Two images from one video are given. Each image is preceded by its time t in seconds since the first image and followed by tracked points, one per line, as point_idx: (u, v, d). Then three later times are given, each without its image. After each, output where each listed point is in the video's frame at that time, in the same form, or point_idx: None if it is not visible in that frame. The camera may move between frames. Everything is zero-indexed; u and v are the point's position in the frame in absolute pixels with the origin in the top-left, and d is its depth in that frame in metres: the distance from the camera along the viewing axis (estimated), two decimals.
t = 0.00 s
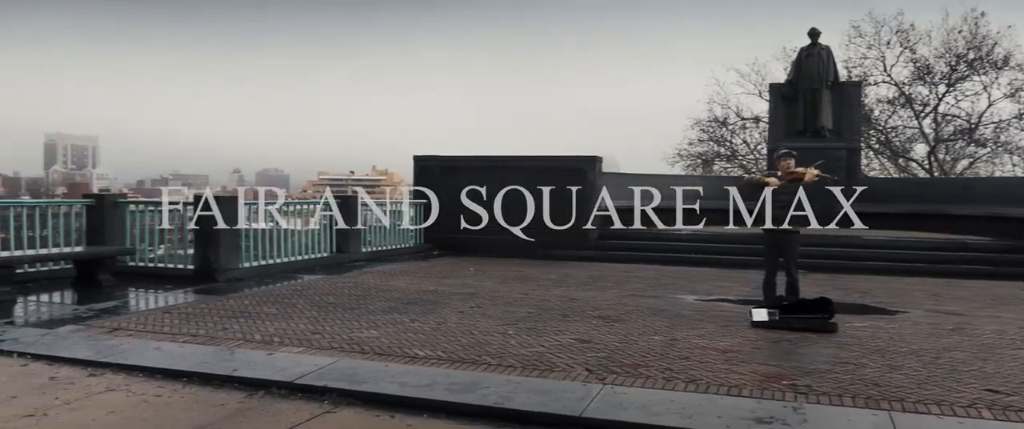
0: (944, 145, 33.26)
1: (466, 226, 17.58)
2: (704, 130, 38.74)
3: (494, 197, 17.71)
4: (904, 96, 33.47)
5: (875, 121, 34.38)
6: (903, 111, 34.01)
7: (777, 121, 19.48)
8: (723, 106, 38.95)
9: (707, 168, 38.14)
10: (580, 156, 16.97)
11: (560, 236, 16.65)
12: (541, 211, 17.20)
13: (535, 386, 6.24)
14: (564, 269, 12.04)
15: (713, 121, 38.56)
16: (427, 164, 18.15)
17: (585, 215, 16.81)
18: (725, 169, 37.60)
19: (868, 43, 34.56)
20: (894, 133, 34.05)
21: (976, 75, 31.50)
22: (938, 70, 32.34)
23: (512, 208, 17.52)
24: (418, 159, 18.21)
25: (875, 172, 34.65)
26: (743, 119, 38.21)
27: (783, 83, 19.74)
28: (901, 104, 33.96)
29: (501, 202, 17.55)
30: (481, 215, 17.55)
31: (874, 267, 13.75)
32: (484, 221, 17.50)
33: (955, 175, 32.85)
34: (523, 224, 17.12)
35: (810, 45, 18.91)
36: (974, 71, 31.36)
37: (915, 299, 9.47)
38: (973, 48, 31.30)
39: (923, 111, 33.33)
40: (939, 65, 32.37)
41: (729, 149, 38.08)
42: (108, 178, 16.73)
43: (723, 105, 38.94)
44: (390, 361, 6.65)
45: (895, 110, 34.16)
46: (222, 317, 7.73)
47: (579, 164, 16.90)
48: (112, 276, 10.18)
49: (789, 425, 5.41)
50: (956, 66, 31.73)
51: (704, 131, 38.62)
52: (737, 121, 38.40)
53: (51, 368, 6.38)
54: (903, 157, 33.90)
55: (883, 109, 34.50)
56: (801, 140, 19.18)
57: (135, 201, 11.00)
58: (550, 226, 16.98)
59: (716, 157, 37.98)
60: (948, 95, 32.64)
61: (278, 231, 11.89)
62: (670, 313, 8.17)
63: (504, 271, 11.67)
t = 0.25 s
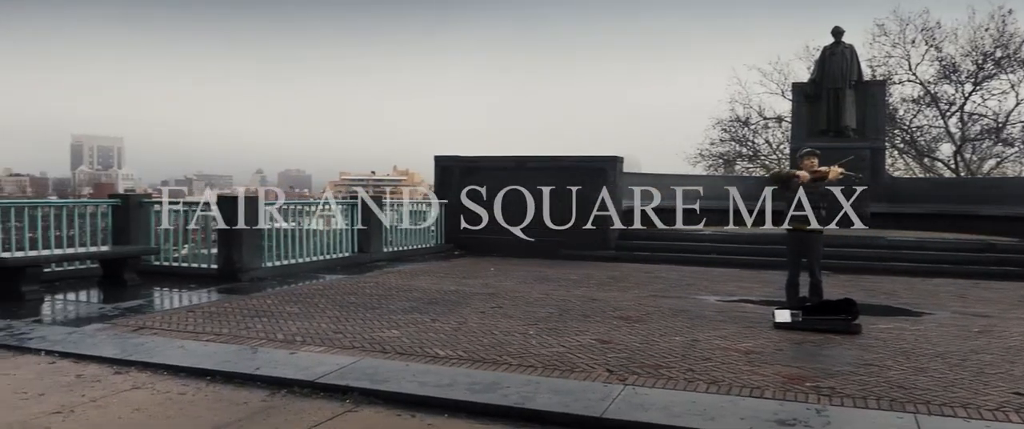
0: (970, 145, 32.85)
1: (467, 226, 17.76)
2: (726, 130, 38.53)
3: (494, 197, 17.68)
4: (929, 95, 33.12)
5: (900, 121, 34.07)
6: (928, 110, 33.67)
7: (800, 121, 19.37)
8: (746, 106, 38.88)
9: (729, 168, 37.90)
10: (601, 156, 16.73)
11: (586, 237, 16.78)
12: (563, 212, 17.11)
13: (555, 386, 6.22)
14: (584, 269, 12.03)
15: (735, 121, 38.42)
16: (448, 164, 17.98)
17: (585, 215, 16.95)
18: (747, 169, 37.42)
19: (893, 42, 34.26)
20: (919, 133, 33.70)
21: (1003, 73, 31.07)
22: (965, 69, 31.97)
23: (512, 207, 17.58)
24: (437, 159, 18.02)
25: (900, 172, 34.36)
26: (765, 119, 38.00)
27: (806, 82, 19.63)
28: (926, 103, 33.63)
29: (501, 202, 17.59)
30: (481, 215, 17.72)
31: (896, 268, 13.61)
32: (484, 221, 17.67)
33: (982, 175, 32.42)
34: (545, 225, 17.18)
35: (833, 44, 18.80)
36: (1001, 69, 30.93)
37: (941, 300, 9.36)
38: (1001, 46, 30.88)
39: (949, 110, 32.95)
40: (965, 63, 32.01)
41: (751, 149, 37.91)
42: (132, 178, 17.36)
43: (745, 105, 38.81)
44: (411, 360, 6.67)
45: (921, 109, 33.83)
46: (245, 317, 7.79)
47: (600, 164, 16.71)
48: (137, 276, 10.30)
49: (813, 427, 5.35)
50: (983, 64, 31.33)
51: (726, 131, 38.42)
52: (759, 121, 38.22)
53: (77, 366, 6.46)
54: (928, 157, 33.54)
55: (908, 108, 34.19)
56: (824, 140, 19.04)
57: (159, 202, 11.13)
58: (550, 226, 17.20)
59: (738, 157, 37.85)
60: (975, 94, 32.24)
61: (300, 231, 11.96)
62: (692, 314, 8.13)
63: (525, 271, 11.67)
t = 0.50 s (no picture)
0: (998, 144, 32.39)
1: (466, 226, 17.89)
2: (749, 129, 38.13)
3: (494, 197, 17.91)
4: (956, 94, 32.80)
5: (926, 120, 33.74)
6: (955, 109, 33.32)
7: (823, 121, 19.27)
8: (769, 106, 38.88)
9: (751, 168, 37.79)
10: (624, 156, 16.75)
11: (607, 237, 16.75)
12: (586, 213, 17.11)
13: (576, 387, 6.21)
14: (605, 270, 12.01)
15: (759, 120, 38.32)
16: (470, 164, 18.07)
17: (585, 215, 17.19)
18: (770, 169, 37.31)
19: (918, 40, 33.98)
20: (945, 132, 33.34)
21: None
22: (992, 67, 31.57)
23: (512, 207, 17.83)
24: (460, 159, 18.14)
25: (926, 172, 34.14)
26: (789, 119, 37.80)
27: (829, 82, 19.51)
28: (952, 102, 33.30)
29: (501, 202, 17.83)
30: (481, 214, 17.83)
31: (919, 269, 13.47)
32: (484, 221, 17.79)
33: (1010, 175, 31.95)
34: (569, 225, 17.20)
35: (857, 43, 18.68)
36: None
37: (969, 302, 9.24)
38: None
39: (976, 109, 32.59)
40: (992, 62, 31.64)
41: (774, 149, 37.76)
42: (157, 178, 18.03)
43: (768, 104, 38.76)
44: (432, 360, 6.68)
45: (947, 108, 33.50)
46: (268, 316, 7.85)
47: (622, 164, 16.72)
48: (163, 275, 10.41)
49: None
50: (1011, 63, 30.89)
51: (748, 130, 38.19)
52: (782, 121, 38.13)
53: (104, 364, 6.54)
54: (954, 157, 33.14)
55: (934, 107, 33.87)
56: (848, 140, 18.94)
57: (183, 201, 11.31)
58: (550, 226, 17.44)
59: (761, 158, 37.77)
60: (1003, 93, 31.82)
61: (323, 231, 12.03)
62: (714, 315, 8.09)
63: (546, 272, 11.67)
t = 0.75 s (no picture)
0: None
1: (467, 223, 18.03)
2: (771, 129, 38.69)
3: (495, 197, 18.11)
4: (983, 92, 32.52)
5: (952, 119, 33.45)
6: (982, 108, 33.01)
7: (847, 120, 19.13)
8: (792, 105, 39.02)
9: (775, 168, 37.92)
10: (647, 156, 16.70)
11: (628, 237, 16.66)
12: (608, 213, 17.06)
13: (597, 387, 6.20)
14: (626, 270, 12.00)
15: (782, 120, 38.63)
16: (492, 164, 18.14)
17: (585, 216, 17.36)
18: (793, 169, 37.46)
19: (945, 39, 33.74)
20: (972, 131, 32.99)
21: None
22: (1020, 66, 31.18)
23: (512, 207, 18.03)
24: (482, 159, 18.22)
25: (953, 172, 33.21)
26: (811, 118, 38.26)
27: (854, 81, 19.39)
28: (980, 101, 33.03)
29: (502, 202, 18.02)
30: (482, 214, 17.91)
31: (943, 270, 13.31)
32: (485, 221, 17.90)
33: None
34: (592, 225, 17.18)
35: (883, 41, 18.54)
36: None
37: (997, 304, 9.11)
38: None
39: (1004, 108, 32.27)
40: (1021, 60, 31.29)
41: (797, 149, 38.07)
42: (181, 179, 18.52)
43: (791, 103, 38.82)
44: (453, 360, 6.70)
45: (974, 107, 33.23)
46: (290, 315, 7.91)
47: (645, 164, 16.67)
48: (187, 275, 10.51)
49: None
50: None
51: (771, 130, 38.60)
52: (805, 120, 38.48)
53: (130, 362, 6.63)
54: (981, 156, 32.68)
55: (960, 106, 33.61)
56: (872, 140, 18.79)
57: (208, 202, 11.47)
58: (550, 226, 17.62)
59: (784, 157, 37.96)
60: None
61: (344, 230, 12.10)
62: (736, 315, 8.04)
63: (568, 271, 11.68)
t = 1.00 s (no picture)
0: None
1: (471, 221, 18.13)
2: (794, 129, 38.85)
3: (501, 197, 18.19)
4: (1013, 91, 32.19)
5: (980, 118, 33.08)
6: (1011, 107, 32.64)
7: (873, 119, 18.99)
8: (815, 104, 38.99)
9: (798, 168, 38.20)
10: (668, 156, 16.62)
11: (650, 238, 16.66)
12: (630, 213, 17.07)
13: (619, 388, 6.18)
14: (648, 271, 11.98)
15: (805, 119, 38.80)
16: (511, 164, 18.12)
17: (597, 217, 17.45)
18: (817, 169, 37.44)
19: (972, 37, 33.42)
20: (1000, 131, 32.58)
21: None
22: None
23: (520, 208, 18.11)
24: (502, 159, 18.20)
25: (981, 172, 32.62)
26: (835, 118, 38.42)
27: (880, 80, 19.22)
28: (1009, 100, 32.69)
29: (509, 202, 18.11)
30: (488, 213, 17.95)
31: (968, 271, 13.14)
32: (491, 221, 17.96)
33: None
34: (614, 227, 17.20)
35: (908, 40, 18.28)
36: None
37: None
38: None
39: None
40: None
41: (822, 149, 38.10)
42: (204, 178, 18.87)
43: (815, 103, 38.79)
44: (475, 360, 6.71)
45: (1003, 106, 32.87)
46: (313, 315, 7.97)
47: (667, 165, 16.60)
48: (212, 274, 10.60)
49: None
50: None
51: (795, 130, 38.78)
52: (829, 119, 38.62)
53: (156, 360, 6.71)
54: (1011, 156, 32.09)
55: (989, 105, 33.27)
56: (898, 140, 18.60)
57: (232, 202, 11.61)
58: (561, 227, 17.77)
59: (808, 157, 38.02)
60: None
61: (366, 231, 12.15)
62: (760, 317, 7.99)
63: (590, 272, 11.68)
